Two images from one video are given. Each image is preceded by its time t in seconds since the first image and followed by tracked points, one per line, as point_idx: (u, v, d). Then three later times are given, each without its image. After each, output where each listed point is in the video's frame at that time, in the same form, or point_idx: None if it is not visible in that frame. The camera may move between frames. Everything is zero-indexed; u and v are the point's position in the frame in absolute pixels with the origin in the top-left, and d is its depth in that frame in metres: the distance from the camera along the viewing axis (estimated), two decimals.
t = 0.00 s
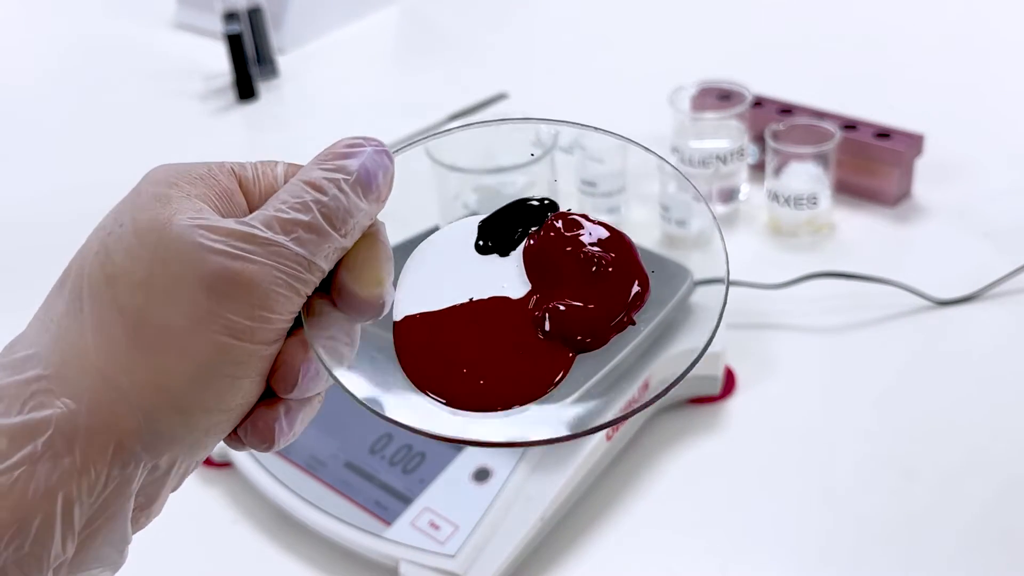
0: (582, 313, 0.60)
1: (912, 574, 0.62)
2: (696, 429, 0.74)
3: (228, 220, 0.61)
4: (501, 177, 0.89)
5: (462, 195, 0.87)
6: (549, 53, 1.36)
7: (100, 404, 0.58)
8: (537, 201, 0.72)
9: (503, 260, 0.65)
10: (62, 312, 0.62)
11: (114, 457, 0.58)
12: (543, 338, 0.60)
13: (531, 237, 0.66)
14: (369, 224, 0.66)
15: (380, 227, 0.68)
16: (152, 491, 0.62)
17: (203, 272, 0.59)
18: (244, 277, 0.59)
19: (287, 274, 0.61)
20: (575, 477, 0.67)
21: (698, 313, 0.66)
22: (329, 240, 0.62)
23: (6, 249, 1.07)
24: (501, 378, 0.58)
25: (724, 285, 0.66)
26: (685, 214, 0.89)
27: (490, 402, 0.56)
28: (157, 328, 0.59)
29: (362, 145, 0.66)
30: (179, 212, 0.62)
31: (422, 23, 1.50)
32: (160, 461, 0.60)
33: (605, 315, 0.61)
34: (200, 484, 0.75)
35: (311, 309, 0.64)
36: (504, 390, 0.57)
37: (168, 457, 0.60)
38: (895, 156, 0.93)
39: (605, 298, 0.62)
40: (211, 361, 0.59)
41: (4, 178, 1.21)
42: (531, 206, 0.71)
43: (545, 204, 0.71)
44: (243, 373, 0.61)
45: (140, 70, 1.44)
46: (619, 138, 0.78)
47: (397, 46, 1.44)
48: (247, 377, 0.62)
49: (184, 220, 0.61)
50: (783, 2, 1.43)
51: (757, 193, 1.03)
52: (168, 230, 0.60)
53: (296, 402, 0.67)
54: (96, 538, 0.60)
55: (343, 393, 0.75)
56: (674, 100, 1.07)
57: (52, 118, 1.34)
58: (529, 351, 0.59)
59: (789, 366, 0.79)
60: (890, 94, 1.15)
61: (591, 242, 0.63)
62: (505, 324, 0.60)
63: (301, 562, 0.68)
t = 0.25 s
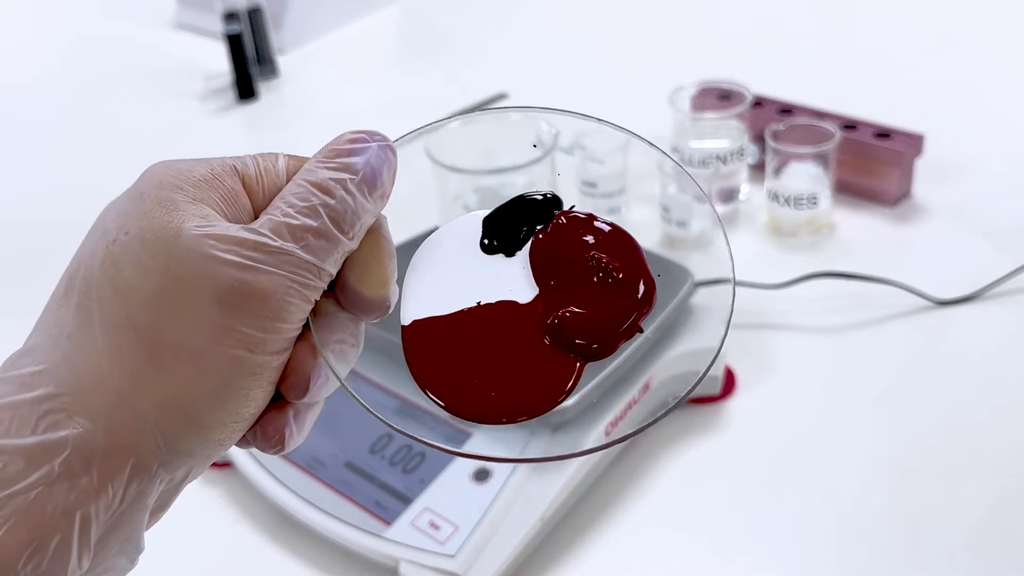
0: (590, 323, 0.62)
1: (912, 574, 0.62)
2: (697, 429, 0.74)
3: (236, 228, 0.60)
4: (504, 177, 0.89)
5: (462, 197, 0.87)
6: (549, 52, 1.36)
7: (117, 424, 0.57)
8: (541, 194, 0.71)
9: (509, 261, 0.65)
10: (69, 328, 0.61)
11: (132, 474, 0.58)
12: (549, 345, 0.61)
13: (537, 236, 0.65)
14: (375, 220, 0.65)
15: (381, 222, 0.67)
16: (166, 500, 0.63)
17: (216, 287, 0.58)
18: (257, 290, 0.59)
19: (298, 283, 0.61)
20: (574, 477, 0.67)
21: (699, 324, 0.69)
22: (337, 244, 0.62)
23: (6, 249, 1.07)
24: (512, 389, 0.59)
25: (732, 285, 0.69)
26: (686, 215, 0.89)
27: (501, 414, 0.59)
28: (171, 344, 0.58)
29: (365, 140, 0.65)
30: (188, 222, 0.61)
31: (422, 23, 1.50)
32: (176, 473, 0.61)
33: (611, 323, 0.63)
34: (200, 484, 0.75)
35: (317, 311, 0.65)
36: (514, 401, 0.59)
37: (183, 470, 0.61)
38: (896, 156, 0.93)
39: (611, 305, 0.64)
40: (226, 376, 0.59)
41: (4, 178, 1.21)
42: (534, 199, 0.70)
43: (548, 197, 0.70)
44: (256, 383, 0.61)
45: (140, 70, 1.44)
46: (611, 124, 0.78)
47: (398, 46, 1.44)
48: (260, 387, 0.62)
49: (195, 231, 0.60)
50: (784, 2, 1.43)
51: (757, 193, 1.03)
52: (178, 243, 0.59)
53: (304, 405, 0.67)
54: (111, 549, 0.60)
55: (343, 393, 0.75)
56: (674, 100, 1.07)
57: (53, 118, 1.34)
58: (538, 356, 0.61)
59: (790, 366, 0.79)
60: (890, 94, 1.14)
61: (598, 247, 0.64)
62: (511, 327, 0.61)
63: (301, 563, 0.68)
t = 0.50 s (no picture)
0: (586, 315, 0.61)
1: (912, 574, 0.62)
2: (697, 429, 0.74)
3: (232, 221, 0.60)
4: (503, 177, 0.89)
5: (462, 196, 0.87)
6: (549, 53, 1.36)
7: (115, 416, 0.57)
8: (535, 188, 0.72)
9: (504, 252, 0.65)
10: (66, 321, 0.60)
11: (130, 466, 0.58)
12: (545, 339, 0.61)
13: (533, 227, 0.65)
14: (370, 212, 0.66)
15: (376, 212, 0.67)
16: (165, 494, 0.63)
17: (213, 279, 0.58)
18: (255, 282, 0.59)
19: (295, 275, 0.61)
20: (574, 477, 0.67)
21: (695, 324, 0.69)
22: (333, 236, 0.63)
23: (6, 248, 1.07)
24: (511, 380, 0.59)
25: (725, 287, 0.69)
26: (687, 215, 0.89)
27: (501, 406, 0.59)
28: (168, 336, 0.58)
29: (360, 132, 0.66)
30: (184, 214, 0.61)
31: (422, 23, 1.50)
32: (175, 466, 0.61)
33: (608, 314, 0.63)
34: (200, 484, 0.75)
35: (313, 302, 0.65)
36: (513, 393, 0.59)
37: (180, 463, 0.60)
38: (896, 156, 0.93)
39: (609, 296, 0.63)
40: (225, 368, 0.59)
41: (4, 178, 1.21)
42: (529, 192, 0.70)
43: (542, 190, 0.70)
44: (254, 375, 0.61)
45: (140, 70, 1.44)
46: (618, 123, 0.78)
47: (398, 46, 1.44)
48: (257, 379, 0.62)
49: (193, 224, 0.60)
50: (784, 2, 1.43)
51: (757, 193, 1.03)
52: (174, 236, 0.59)
53: (301, 398, 0.67)
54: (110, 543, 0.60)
55: (343, 393, 0.75)
56: (674, 100, 1.07)
57: (52, 118, 1.34)
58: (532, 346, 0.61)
59: (790, 366, 0.79)
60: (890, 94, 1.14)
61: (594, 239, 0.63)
62: (509, 320, 0.61)
63: (301, 563, 0.68)
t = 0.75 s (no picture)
0: (575, 303, 0.60)
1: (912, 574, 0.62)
2: (697, 429, 0.74)
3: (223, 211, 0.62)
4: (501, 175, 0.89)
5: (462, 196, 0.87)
6: (549, 52, 1.36)
7: (103, 392, 0.58)
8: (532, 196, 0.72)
9: (497, 253, 0.66)
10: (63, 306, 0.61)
11: (117, 445, 0.58)
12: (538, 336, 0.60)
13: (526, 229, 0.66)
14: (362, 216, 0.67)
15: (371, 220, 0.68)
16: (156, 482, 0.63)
17: (200, 263, 0.59)
18: (242, 268, 0.60)
19: (283, 265, 0.62)
20: (575, 478, 0.67)
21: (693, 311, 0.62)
22: (324, 231, 0.63)
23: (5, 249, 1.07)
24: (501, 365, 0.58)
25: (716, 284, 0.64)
26: (685, 213, 0.87)
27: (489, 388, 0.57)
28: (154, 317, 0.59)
29: (355, 139, 0.67)
30: (175, 204, 0.62)
31: (422, 23, 1.50)
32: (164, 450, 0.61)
33: (599, 304, 0.61)
34: (200, 484, 0.75)
35: (306, 301, 0.66)
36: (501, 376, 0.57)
37: (166, 447, 0.61)
38: (896, 156, 0.93)
39: (602, 286, 0.62)
40: (210, 352, 0.60)
41: (3, 178, 1.21)
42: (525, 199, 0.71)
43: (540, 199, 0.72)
44: (241, 362, 0.62)
45: (140, 70, 1.44)
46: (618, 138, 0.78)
47: (398, 47, 1.44)
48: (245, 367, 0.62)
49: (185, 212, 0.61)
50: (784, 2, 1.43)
51: (756, 192, 1.02)
52: (164, 222, 0.61)
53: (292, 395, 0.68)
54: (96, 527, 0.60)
55: (343, 393, 0.75)
56: (674, 100, 1.07)
57: (52, 118, 1.34)
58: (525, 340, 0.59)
59: (790, 366, 0.79)
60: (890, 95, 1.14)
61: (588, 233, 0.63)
62: (501, 313, 0.61)
63: (302, 563, 0.68)
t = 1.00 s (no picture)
0: (563, 299, 0.60)
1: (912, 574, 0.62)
2: (698, 429, 0.74)
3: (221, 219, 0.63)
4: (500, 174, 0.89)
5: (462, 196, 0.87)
6: (548, 52, 1.36)
7: (94, 380, 0.58)
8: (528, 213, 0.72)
9: (492, 262, 0.65)
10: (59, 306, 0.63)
11: (106, 437, 0.58)
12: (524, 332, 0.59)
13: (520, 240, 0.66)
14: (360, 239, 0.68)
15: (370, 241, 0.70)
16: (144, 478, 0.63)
17: (192, 259, 0.60)
18: (231, 265, 0.60)
19: (275, 269, 0.61)
20: (575, 478, 0.67)
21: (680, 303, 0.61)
22: (319, 238, 0.63)
23: (5, 248, 1.07)
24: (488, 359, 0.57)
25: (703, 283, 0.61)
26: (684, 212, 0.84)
27: (477, 379, 0.56)
28: (145, 311, 0.59)
29: (355, 159, 0.68)
30: (174, 210, 0.64)
31: (422, 24, 1.50)
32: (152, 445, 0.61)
33: (589, 301, 0.61)
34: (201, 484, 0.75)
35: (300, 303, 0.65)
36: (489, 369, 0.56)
37: (152, 441, 0.60)
38: (896, 156, 0.93)
39: (591, 285, 0.62)
40: (199, 346, 0.60)
41: (4, 177, 1.21)
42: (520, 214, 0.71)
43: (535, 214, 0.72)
44: (231, 361, 0.62)
45: (140, 70, 1.44)
46: (615, 155, 0.76)
47: (398, 47, 1.44)
48: (235, 365, 0.62)
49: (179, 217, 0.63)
50: (783, 2, 1.43)
51: (757, 192, 1.02)
52: (163, 224, 0.62)
53: (284, 399, 0.66)
54: (84, 521, 0.60)
55: (343, 394, 0.75)
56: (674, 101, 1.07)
57: (52, 117, 1.34)
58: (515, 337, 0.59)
59: (790, 366, 0.79)
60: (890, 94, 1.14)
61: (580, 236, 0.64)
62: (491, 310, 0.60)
63: (302, 563, 0.68)
